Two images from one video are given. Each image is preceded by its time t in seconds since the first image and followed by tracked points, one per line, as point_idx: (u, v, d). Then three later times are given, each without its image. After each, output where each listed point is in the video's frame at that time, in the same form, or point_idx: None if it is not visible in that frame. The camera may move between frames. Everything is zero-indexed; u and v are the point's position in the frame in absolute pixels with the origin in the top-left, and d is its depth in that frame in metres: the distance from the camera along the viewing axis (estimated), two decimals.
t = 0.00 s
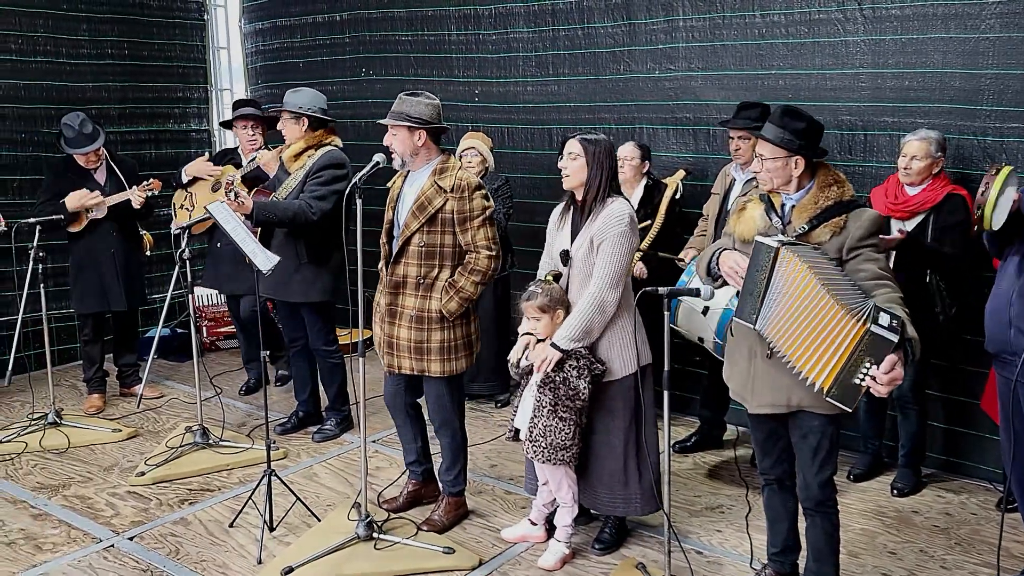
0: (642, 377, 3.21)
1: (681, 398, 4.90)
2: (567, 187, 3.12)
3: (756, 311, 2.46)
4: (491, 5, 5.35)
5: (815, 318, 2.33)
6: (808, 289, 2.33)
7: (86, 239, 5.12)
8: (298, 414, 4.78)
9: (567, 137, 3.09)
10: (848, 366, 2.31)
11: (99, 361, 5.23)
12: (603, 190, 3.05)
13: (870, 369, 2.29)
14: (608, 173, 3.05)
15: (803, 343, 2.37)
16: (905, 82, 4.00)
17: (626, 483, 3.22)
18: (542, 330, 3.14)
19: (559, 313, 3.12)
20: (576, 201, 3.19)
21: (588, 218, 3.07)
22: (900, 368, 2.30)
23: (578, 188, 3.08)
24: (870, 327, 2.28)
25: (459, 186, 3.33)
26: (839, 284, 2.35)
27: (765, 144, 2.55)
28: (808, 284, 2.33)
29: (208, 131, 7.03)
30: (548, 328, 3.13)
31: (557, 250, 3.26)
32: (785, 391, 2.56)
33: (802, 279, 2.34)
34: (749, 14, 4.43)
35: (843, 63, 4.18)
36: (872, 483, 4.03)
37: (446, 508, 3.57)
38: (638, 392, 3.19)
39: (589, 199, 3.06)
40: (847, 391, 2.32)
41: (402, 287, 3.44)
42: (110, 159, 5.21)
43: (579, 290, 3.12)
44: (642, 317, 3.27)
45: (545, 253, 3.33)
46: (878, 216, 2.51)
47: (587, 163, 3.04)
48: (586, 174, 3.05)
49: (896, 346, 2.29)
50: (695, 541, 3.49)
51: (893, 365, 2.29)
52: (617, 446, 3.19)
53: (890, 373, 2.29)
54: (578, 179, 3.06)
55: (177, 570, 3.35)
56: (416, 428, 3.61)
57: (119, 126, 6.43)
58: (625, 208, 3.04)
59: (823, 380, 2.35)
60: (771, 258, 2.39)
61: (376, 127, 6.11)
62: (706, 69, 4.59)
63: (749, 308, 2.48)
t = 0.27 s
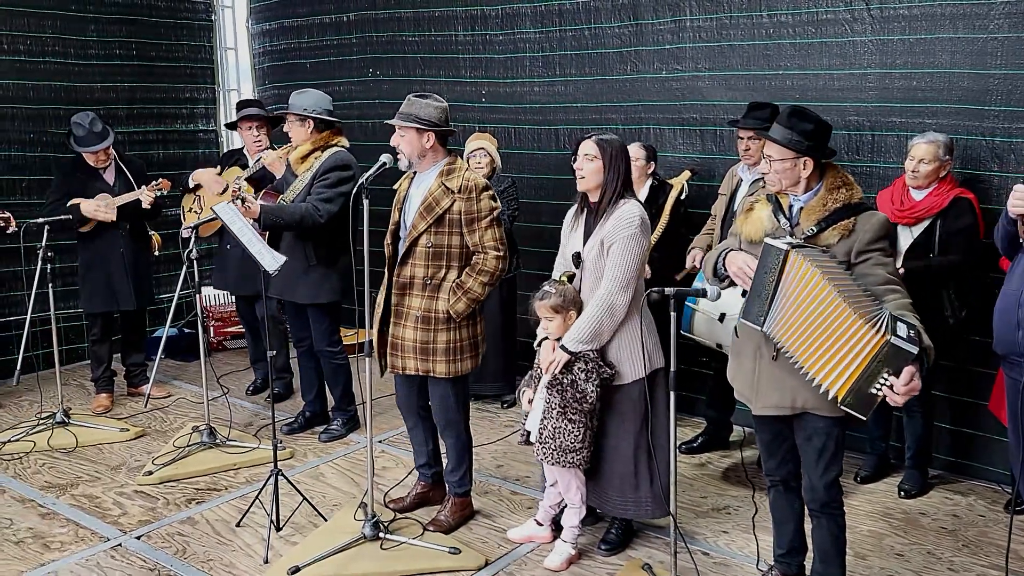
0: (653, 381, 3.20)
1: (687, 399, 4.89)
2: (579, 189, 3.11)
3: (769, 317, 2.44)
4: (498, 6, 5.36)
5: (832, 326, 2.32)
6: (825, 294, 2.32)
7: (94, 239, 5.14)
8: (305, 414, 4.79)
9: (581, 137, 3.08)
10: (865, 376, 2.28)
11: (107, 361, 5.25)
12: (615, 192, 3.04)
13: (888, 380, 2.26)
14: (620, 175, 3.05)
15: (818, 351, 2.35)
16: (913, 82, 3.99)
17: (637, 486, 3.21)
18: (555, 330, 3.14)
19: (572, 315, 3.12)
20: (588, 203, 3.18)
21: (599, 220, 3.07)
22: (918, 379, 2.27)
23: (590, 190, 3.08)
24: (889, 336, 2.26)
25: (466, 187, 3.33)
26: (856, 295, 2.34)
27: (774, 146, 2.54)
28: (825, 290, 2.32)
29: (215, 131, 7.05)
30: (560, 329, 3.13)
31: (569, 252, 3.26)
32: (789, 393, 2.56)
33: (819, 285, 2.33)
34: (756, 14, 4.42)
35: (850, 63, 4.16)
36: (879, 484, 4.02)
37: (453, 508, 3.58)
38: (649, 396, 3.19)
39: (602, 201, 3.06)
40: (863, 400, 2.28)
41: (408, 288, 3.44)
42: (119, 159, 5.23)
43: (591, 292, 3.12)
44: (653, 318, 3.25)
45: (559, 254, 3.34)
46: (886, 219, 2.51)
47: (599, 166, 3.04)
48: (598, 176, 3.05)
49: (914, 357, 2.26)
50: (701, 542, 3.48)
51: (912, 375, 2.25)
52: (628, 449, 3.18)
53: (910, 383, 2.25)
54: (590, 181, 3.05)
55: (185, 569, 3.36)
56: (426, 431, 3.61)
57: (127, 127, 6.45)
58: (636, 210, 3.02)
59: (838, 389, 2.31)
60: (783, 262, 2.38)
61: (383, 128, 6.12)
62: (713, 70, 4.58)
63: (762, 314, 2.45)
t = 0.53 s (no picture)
0: (660, 383, 3.19)
1: (692, 400, 4.88)
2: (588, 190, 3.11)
3: (785, 318, 2.43)
4: (503, 6, 5.36)
5: (853, 329, 2.29)
6: (845, 297, 2.31)
7: (99, 239, 5.15)
8: (310, 415, 4.79)
9: (590, 139, 3.08)
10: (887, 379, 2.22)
11: (112, 360, 5.26)
12: (623, 192, 3.04)
13: (911, 383, 2.22)
14: (628, 175, 3.05)
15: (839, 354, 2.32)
16: (919, 83, 3.98)
17: (644, 489, 3.21)
18: (562, 331, 3.14)
19: (581, 317, 3.12)
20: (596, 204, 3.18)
21: (606, 221, 3.07)
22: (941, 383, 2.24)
23: (598, 190, 3.08)
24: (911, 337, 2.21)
25: (471, 185, 3.34)
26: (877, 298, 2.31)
27: (779, 146, 2.55)
28: (844, 292, 2.31)
29: (220, 132, 7.06)
30: (568, 330, 3.14)
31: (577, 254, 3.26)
32: (796, 394, 2.55)
33: (837, 288, 2.33)
34: (762, 15, 4.42)
35: (856, 63, 4.15)
36: (885, 486, 4.01)
37: (457, 509, 3.57)
38: (656, 398, 3.18)
39: (610, 202, 3.07)
40: (884, 403, 2.24)
41: (414, 287, 3.43)
42: (124, 159, 5.23)
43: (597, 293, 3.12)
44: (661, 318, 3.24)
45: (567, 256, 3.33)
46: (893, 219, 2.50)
47: (607, 165, 3.04)
48: (606, 176, 3.05)
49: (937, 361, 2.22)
50: (706, 544, 3.47)
51: (935, 378, 2.22)
52: (634, 452, 3.18)
53: (931, 387, 2.22)
54: (599, 181, 3.06)
55: (189, 569, 3.37)
56: (432, 431, 3.62)
57: (133, 127, 6.46)
58: (643, 211, 3.02)
59: (859, 393, 2.27)
60: (794, 263, 2.38)
61: (387, 128, 6.12)
62: (718, 70, 4.57)
63: (777, 316, 2.43)
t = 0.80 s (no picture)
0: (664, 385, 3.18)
1: (697, 401, 4.88)
2: (592, 193, 3.12)
3: (796, 320, 2.42)
4: (508, 7, 5.36)
5: (870, 324, 2.29)
6: (858, 294, 2.30)
7: (105, 240, 5.16)
8: (315, 415, 4.80)
9: (595, 140, 3.07)
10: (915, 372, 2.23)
11: (118, 360, 5.27)
12: (627, 195, 3.05)
13: (940, 372, 2.22)
14: (633, 178, 3.05)
15: (862, 353, 2.31)
16: (925, 83, 3.97)
17: (648, 490, 3.20)
18: (567, 333, 3.15)
19: (585, 318, 3.12)
20: (600, 206, 3.18)
21: (611, 223, 3.07)
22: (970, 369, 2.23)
23: (602, 192, 3.08)
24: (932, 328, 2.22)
25: (477, 188, 3.33)
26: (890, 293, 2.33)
27: (770, 150, 2.54)
28: (857, 289, 2.30)
29: (225, 133, 7.08)
30: (573, 331, 3.14)
31: (580, 255, 3.26)
32: (808, 396, 2.54)
33: (849, 286, 2.32)
34: (767, 15, 4.41)
35: (861, 64, 4.15)
36: (890, 487, 4.00)
37: (461, 509, 3.58)
38: (661, 401, 3.17)
39: (614, 203, 3.07)
40: (918, 398, 2.24)
41: (419, 288, 3.44)
42: (130, 159, 5.25)
43: (601, 294, 3.12)
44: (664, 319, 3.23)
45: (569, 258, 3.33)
46: (892, 214, 2.49)
47: (612, 168, 3.04)
48: (611, 179, 3.04)
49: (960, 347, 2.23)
50: (711, 545, 3.47)
51: (964, 364, 2.21)
52: (639, 454, 3.18)
53: (960, 373, 2.21)
54: (603, 184, 3.05)
55: (194, 569, 3.38)
56: (436, 432, 3.63)
57: (138, 128, 6.47)
58: (647, 213, 3.03)
59: (888, 391, 2.27)
60: (799, 260, 2.38)
61: (392, 129, 6.12)
62: (723, 71, 4.57)
63: (787, 317, 2.43)
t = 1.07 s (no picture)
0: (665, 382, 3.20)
1: (701, 402, 4.87)
2: (592, 192, 3.12)
3: (802, 324, 2.40)
4: (513, 8, 5.36)
5: (838, 296, 2.30)
6: (823, 286, 2.33)
7: (111, 240, 5.18)
8: (319, 415, 4.81)
9: (593, 140, 3.07)
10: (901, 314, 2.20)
11: (123, 360, 5.29)
12: (628, 195, 3.05)
13: (914, 302, 2.19)
14: (633, 178, 3.06)
15: (850, 329, 2.29)
16: (929, 84, 3.97)
17: (651, 489, 3.21)
18: (569, 334, 3.15)
19: (588, 318, 3.12)
20: (599, 206, 3.19)
21: (613, 223, 3.08)
22: (932, 271, 2.20)
23: (602, 192, 3.08)
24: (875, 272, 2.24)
25: (484, 188, 3.35)
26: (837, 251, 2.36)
27: (769, 155, 2.54)
28: (819, 283, 2.33)
29: (230, 134, 7.09)
30: (575, 332, 3.14)
31: (580, 254, 3.25)
32: (825, 395, 2.53)
33: (814, 285, 2.35)
34: (771, 16, 4.41)
35: (866, 65, 4.14)
36: (894, 489, 4.00)
37: (465, 509, 3.58)
38: (662, 399, 3.19)
39: (614, 203, 3.08)
40: (917, 330, 2.18)
41: (424, 288, 3.44)
42: (136, 160, 5.27)
43: (604, 292, 3.12)
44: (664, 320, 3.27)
45: (566, 258, 3.33)
46: (890, 202, 2.49)
47: (612, 167, 3.04)
48: (610, 179, 3.05)
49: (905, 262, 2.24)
50: (715, 546, 3.47)
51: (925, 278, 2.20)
52: (641, 454, 3.18)
53: (924, 283, 2.19)
54: (603, 183, 3.05)
55: (199, 568, 3.38)
56: (441, 431, 3.62)
57: (143, 129, 6.49)
58: (650, 212, 3.04)
59: (905, 349, 2.20)
60: (795, 253, 2.39)
61: (397, 130, 6.13)
62: (728, 72, 4.57)
63: (791, 318, 2.42)
